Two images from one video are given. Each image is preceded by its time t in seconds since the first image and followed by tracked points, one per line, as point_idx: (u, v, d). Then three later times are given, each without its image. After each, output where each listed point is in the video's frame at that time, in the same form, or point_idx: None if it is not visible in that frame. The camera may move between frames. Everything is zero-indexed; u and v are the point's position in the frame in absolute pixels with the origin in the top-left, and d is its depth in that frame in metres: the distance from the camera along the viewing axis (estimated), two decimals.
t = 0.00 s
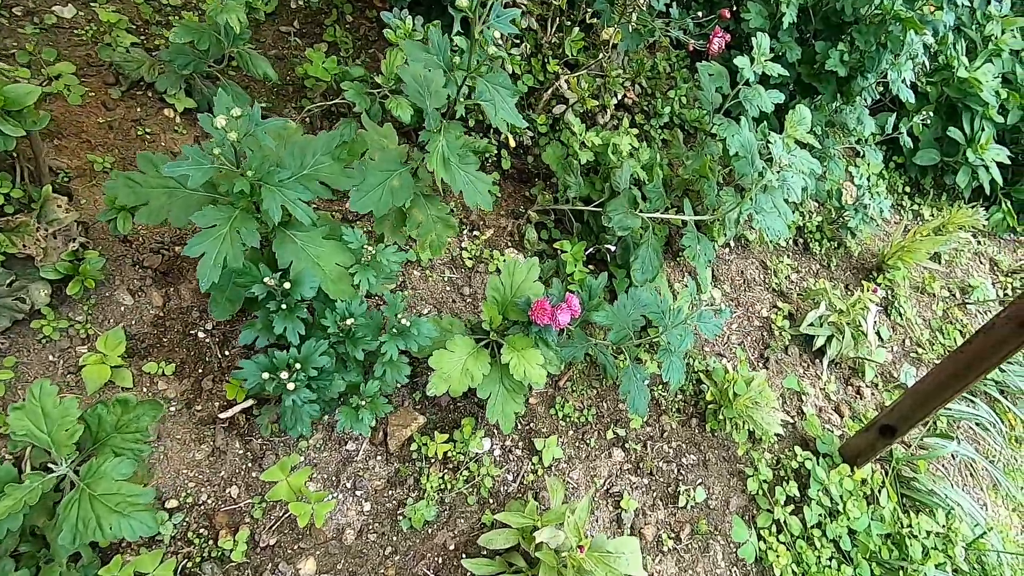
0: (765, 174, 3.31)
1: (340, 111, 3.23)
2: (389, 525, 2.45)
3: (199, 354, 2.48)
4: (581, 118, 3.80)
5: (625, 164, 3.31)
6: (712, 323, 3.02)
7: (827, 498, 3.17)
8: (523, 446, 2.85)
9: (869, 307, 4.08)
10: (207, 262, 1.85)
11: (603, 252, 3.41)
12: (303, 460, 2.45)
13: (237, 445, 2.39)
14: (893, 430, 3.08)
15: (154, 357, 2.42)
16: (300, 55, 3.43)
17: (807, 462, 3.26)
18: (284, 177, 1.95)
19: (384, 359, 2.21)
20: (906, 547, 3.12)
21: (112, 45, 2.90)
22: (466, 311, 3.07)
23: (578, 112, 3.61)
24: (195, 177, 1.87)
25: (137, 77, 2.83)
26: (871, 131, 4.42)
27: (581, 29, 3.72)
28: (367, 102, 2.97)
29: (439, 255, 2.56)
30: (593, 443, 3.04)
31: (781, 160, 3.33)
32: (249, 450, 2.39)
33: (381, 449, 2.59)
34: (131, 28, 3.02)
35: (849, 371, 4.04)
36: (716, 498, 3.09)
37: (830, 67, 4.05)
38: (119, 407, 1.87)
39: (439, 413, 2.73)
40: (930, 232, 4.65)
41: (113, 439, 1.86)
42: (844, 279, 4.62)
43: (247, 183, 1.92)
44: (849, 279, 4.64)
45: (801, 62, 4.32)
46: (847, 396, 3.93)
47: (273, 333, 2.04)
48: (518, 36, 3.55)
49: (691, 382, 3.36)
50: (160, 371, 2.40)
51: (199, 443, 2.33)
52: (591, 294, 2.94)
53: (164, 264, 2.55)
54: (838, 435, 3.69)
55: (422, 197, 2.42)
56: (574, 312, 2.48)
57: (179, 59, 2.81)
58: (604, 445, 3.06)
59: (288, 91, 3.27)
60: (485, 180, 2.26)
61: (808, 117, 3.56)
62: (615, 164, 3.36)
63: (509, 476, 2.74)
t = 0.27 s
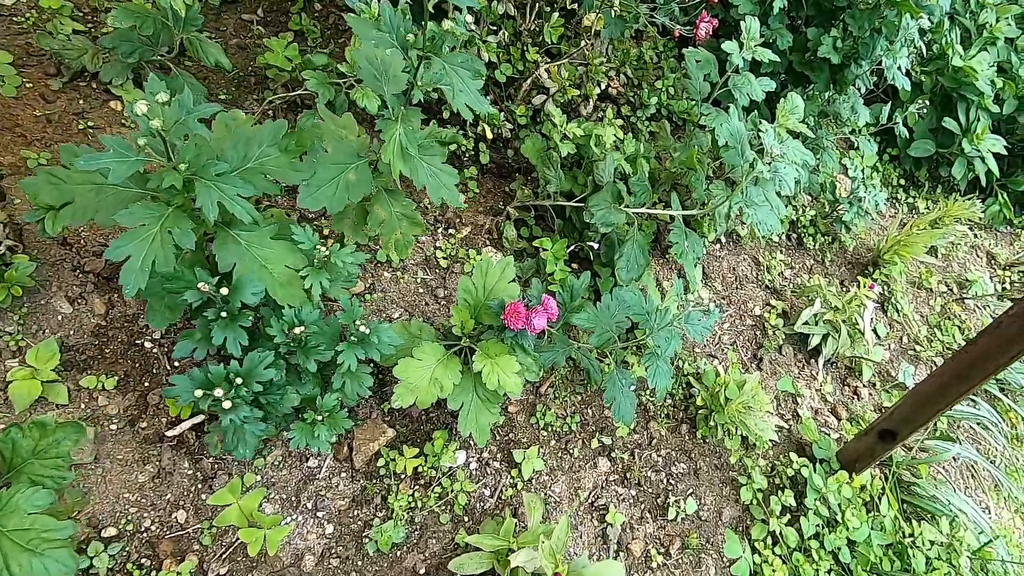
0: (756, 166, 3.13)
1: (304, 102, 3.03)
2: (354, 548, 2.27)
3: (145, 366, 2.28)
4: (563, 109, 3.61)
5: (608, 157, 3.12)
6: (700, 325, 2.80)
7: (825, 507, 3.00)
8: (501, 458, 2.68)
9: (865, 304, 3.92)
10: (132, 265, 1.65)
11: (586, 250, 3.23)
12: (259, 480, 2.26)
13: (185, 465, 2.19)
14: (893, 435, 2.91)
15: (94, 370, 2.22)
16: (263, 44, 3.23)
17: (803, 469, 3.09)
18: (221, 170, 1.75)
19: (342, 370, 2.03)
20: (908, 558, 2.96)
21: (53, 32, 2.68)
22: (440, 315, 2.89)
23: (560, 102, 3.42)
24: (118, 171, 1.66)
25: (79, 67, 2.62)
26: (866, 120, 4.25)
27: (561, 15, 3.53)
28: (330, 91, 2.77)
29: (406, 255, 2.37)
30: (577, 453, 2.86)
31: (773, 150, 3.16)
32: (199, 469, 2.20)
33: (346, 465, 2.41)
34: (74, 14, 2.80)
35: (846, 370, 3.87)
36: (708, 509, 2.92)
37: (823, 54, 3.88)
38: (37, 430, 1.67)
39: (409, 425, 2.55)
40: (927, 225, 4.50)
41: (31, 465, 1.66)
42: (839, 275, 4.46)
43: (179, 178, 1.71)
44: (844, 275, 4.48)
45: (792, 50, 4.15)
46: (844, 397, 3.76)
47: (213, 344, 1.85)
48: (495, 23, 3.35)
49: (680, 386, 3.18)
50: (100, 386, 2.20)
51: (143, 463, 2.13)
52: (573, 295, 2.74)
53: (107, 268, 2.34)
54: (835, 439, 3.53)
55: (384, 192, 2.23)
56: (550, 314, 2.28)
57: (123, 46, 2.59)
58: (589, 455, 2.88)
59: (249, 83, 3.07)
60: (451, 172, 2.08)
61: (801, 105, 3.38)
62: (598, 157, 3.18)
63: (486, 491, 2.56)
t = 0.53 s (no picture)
0: (749, 162, 3.00)
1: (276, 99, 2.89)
2: (323, 572, 2.14)
3: (100, 381, 2.14)
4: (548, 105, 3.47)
5: (595, 154, 2.99)
6: (689, 331, 2.63)
7: (822, 519, 2.88)
8: (482, 471, 2.55)
9: (863, 305, 3.79)
10: (66, 277, 1.52)
11: (573, 252, 3.09)
12: (222, 500, 2.13)
13: (141, 485, 2.06)
14: (893, 443, 2.79)
15: (43, 386, 2.07)
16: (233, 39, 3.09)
17: (800, 479, 2.97)
18: (164, 171, 1.61)
19: (305, 385, 1.91)
20: (908, 571, 2.84)
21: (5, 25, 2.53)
22: (419, 321, 2.75)
23: (544, 98, 3.29)
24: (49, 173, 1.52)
25: (32, 62, 2.47)
26: (863, 115, 4.13)
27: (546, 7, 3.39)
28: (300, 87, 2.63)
29: (378, 260, 2.24)
30: (563, 465, 2.73)
31: (765, 146, 3.03)
32: (155, 490, 2.06)
33: (316, 483, 2.27)
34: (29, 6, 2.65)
35: (843, 374, 3.75)
36: (700, 522, 2.79)
37: (818, 47, 3.75)
38: None
39: (384, 438, 2.42)
40: (925, 223, 4.37)
41: None
42: (836, 275, 4.33)
43: (117, 180, 1.58)
44: (840, 274, 4.36)
45: (786, 43, 4.02)
46: (841, 401, 3.64)
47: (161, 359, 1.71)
48: (476, 15, 3.21)
49: (671, 393, 3.05)
50: (50, 402, 2.05)
51: (94, 485, 1.99)
52: (557, 300, 2.62)
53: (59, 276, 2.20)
54: (833, 445, 3.40)
55: (352, 193, 2.09)
56: (529, 322, 2.16)
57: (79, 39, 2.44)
58: (575, 466, 2.75)
59: (218, 79, 2.93)
60: (422, 172, 1.96)
61: (795, 100, 3.25)
62: (584, 155, 3.05)
63: (465, 507, 2.43)
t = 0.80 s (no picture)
0: (749, 159, 2.85)
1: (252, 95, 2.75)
2: None
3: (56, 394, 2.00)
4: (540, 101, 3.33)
5: (587, 152, 2.85)
6: (685, 339, 2.44)
7: (827, 535, 2.73)
8: (466, 487, 2.42)
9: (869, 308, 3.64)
10: None
11: (564, 254, 2.95)
12: (184, 520, 2.00)
13: (96, 506, 1.92)
14: (901, 456, 2.64)
15: None
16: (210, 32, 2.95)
17: (804, 493, 2.82)
18: (105, 167, 1.48)
19: (268, 400, 1.77)
20: None
21: None
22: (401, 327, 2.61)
23: (535, 93, 3.14)
24: None
25: None
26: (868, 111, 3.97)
27: None
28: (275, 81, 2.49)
29: (352, 264, 2.10)
30: (553, 479, 2.59)
31: (766, 142, 2.88)
32: (112, 511, 1.93)
33: (287, 501, 2.14)
34: None
35: (848, 380, 3.60)
36: (698, 539, 2.64)
37: (821, 39, 3.60)
38: None
39: (361, 453, 2.28)
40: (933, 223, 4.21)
41: None
42: (840, 276, 4.18)
43: (54, 178, 1.47)
44: (845, 276, 4.20)
45: (788, 36, 3.87)
46: (847, 409, 3.48)
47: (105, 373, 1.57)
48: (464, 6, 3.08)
49: (668, 402, 2.90)
50: None
51: (45, 506, 1.86)
52: (546, 305, 2.50)
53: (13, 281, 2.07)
54: (838, 456, 3.25)
55: (321, 193, 1.95)
56: (512, 330, 2.02)
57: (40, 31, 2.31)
58: (566, 481, 2.61)
59: (193, 74, 2.80)
60: (396, 171, 1.83)
61: (797, 95, 3.10)
62: (576, 152, 2.90)
63: (447, 525, 2.30)
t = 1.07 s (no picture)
0: (755, 155, 2.69)
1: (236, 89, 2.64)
2: None
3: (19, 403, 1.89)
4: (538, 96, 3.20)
5: (585, 148, 2.71)
6: (686, 346, 2.29)
7: (838, 553, 2.58)
8: (455, 501, 2.30)
9: (882, 312, 3.48)
10: None
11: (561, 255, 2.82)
12: (152, 538, 1.88)
13: (59, 523, 1.81)
14: (917, 470, 2.49)
15: None
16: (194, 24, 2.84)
17: (813, 508, 2.67)
18: (50, 161, 1.39)
19: (236, 412, 1.65)
20: None
21: None
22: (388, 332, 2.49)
23: (532, 87, 3.01)
24: None
25: None
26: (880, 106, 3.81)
27: None
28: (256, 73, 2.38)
29: (333, 265, 1.97)
30: (548, 492, 2.46)
31: (774, 136, 2.73)
32: (76, 528, 1.82)
33: (263, 517, 2.02)
34: None
35: (860, 387, 3.45)
36: (701, 556, 2.50)
37: (831, 31, 3.45)
38: None
39: (344, 465, 2.16)
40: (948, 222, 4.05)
41: None
42: (851, 278, 4.03)
43: None
44: (856, 278, 4.05)
45: (797, 28, 3.72)
46: (857, 417, 3.33)
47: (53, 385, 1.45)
48: None
49: (670, 411, 2.77)
50: None
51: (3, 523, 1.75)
52: (541, 308, 2.40)
53: None
54: (849, 467, 3.10)
55: (296, 189, 1.82)
56: (500, 337, 1.90)
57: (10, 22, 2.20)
58: (561, 494, 2.48)
59: (175, 67, 2.69)
60: (376, 166, 1.71)
61: (807, 88, 2.95)
62: (574, 148, 2.77)
63: (434, 542, 2.18)
